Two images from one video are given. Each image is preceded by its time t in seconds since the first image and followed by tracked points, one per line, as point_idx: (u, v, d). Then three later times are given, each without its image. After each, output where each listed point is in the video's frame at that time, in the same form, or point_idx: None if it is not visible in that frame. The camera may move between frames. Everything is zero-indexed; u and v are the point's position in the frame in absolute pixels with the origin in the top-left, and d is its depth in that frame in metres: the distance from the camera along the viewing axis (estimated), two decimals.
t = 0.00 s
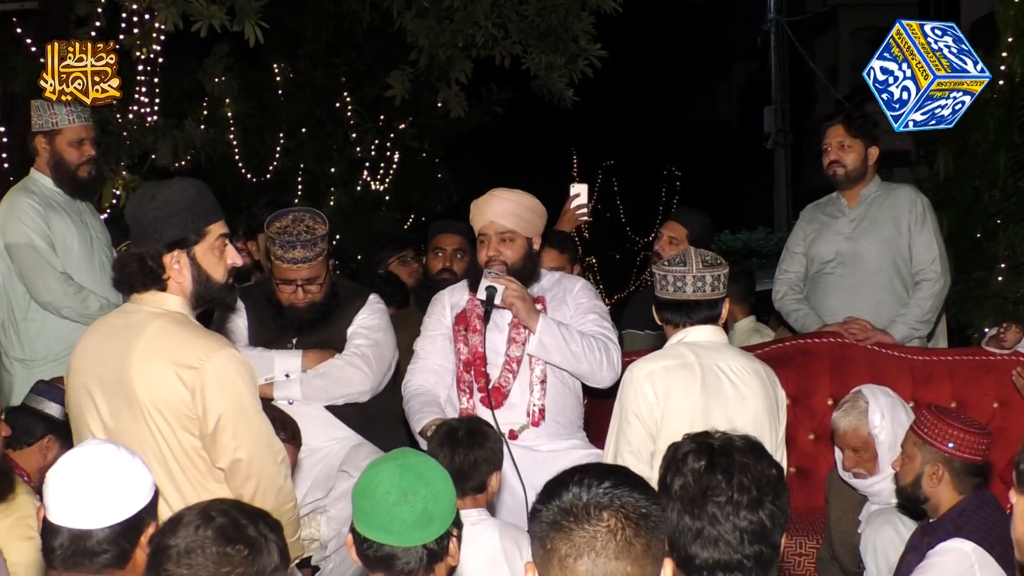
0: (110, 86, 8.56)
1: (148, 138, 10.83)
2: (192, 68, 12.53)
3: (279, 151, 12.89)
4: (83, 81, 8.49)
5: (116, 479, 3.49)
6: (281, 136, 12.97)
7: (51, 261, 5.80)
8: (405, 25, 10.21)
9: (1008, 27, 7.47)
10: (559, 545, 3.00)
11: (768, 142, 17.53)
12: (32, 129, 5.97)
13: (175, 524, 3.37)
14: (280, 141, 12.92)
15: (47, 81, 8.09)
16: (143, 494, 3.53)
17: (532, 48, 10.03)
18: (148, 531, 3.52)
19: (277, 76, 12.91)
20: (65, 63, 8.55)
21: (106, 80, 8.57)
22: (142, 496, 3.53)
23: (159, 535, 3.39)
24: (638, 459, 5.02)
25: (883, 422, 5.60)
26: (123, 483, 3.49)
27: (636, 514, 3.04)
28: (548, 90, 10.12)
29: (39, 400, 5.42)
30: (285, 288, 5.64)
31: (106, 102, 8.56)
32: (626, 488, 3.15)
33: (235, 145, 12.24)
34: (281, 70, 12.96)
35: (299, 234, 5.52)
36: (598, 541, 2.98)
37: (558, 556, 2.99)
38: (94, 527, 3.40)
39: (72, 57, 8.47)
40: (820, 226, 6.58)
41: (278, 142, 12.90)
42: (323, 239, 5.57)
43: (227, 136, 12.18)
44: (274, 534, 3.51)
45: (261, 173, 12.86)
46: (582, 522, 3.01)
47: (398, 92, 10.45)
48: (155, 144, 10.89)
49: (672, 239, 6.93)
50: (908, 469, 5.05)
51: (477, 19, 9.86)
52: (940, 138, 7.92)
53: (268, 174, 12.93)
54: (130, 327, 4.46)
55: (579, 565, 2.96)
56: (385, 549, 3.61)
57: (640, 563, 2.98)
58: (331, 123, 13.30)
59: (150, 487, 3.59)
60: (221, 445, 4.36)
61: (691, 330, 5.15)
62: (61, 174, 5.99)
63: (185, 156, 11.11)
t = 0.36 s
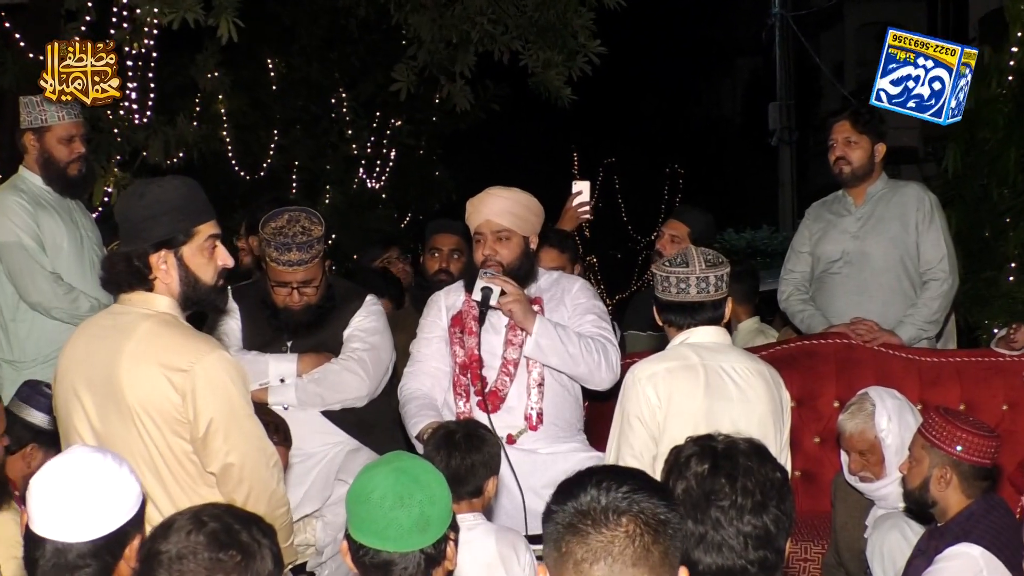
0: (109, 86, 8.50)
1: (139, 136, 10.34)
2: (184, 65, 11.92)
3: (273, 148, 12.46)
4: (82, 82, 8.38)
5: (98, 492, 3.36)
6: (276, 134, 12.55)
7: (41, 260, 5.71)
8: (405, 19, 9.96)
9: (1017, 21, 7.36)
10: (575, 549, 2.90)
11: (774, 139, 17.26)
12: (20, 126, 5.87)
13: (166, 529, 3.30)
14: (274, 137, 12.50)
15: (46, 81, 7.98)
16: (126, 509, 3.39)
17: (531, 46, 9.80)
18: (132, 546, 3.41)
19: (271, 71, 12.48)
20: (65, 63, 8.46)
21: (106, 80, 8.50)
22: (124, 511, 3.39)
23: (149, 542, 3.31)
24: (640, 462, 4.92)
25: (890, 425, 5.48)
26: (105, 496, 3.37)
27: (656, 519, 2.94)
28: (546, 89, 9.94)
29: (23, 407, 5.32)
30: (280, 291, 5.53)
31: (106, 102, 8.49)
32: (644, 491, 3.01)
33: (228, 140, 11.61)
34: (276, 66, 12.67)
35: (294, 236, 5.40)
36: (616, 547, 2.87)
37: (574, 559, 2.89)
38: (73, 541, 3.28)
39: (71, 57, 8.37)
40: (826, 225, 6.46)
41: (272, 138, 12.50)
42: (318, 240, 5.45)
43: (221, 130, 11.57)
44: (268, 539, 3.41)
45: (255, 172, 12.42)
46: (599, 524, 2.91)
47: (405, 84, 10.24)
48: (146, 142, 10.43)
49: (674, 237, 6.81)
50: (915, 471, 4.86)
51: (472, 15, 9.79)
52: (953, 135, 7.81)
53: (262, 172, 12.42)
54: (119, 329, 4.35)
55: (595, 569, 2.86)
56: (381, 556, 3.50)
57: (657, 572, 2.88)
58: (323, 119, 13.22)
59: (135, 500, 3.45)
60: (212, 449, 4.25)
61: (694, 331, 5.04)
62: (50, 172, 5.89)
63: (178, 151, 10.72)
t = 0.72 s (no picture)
0: (110, 86, 8.67)
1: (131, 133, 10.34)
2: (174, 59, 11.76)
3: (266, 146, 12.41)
4: (83, 82, 8.55)
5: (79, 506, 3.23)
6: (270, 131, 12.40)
7: (29, 261, 5.61)
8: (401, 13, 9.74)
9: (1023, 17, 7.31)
10: (598, 547, 2.80)
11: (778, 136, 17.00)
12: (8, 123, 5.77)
13: (157, 534, 3.20)
14: (268, 134, 12.41)
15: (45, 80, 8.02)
16: (106, 525, 3.27)
17: (531, 40, 9.74)
18: (120, 557, 3.32)
19: (266, 68, 12.29)
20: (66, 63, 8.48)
21: (106, 80, 8.67)
22: (106, 526, 3.27)
23: (141, 548, 3.21)
24: (643, 465, 4.81)
25: (896, 429, 5.37)
26: (86, 510, 3.24)
27: (681, 524, 2.83)
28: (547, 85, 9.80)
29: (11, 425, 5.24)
30: (275, 293, 5.43)
31: (105, 101, 8.72)
32: (673, 496, 2.92)
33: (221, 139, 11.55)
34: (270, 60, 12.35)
35: (289, 237, 5.28)
36: (640, 546, 2.77)
37: (596, 557, 2.79)
38: (52, 557, 3.16)
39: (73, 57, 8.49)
40: (832, 223, 6.34)
41: (266, 135, 12.43)
42: (314, 242, 5.34)
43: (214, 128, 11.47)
44: (262, 544, 3.31)
45: (249, 169, 12.65)
46: (626, 525, 2.81)
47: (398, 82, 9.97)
48: (138, 139, 10.44)
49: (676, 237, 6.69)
50: (922, 477, 4.74)
51: (471, 8, 9.46)
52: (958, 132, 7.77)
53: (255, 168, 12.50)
54: (105, 329, 4.24)
55: (616, 569, 2.75)
56: (375, 565, 3.39)
57: None
58: (316, 115, 12.66)
59: (118, 513, 3.32)
60: (200, 452, 4.14)
61: (699, 332, 4.92)
62: (39, 170, 5.79)
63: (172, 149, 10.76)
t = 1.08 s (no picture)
0: (110, 86, 8.69)
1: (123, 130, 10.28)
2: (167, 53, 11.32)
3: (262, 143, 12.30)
4: (83, 82, 8.56)
5: (79, 517, 3.12)
6: (263, 128, 12.32)
7: (18, 258, 5.51)
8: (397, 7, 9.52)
9: None
10: (607, 550, 2.69)
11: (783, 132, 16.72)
12: None
13: (153, 539, 3.12)
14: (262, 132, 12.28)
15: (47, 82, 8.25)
16: (105, 538, 3.15)
17: (531, 33, 9.40)
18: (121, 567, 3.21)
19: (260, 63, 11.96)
20: (65, 63, 8.45)
21: (106, 79, 8.68)
22: (103, 540, 3.15)
23: (135, 553, 3.14)
24: (646, 470, 4.71)
25: (904, 431, 5.26)
26: (87, 520, 3.13)
27: (691, 527, 2.71)
28: (549, 79, 9.54)
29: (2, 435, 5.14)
30: (270, 293, 5.31)
31: (105, 102, 8.73)
32: (682, 503, 2.81)
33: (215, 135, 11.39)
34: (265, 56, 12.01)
35: (286, 236, 5.17)
36: (648, 549, 2.66)
37: (604, 560, 2.68)
38: (53, 565, 3.06)
39: (72, 57, 8.42)
40: (837, 220, 6.25)
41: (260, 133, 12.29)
42: (310, 240, 5.22)
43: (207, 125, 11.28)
44: (260, 548, 3.23)
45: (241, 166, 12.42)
46: (634, 528, 2.70)
47: (386, 80, 9.72)
48: (130, 137, 10.37)
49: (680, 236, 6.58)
50: (930, 481, 4.62)
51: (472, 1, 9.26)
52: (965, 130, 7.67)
53: (247, 169, 12.41)
54: (95, 329, 4.14)
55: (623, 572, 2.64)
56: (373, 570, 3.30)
57: None
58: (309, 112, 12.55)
59: (118, 524, 3.21)
60: (189, 456, 4.03)
61: (705, 333, 4.83)
62: (29, 168, 5.71)
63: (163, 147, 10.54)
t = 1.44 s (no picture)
0: (110, 86, 8.70)
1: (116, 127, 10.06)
2: (164, 49, 11.20)
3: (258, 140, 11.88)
4: (83, 81, 8.60)
5: (68, 518, 3.01)
6: (259, 125, 11.97)
7: (8, 256, 5.41)
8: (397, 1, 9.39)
9: None
10: (582, 558, 2.90)
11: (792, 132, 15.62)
12: None
13: (151, 544, 3.06)
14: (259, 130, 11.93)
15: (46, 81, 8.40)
16: (97, 541, 3.04)
17: (533, 28, 9.29)
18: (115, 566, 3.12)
19: (257, 58, 11.96)
20: (66, 63, 8.50)
21: (106, 79, 8.70)
22: (94, 544, 3.04)
23: (132, 559, 3.07)
24: (651, 476, 4.64)
25: (913, 434, 5.15)
26: (77, 522, 3.02)
27: (662, 530, 2.94)
28: (550, 74, 9.41)
29: None
30: (267, 292, 5.21)
31: (105, 102, 8.70)
32: (649, 508, 3.05)
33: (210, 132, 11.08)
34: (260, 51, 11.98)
35: (283, 233, 5.08)
36: (622, 554, 2.88)
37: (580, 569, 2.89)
38: (46, 566, 2.96)
39: (73, 57, 8.50)
40: (845, 218, 6.15)
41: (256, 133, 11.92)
42: (308, 238, 5.13)
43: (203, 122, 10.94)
44: (258, 555, 3.15)
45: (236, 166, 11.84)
46: (608, 536, 2.91)
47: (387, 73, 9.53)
48: (123, 133, 10.13)
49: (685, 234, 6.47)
50: (940, 484, 4.48)
51: None
52: (977, 125, 8.16)
53: (244, 166, 11.81)
54: (91, 331, 4.05)
55: None
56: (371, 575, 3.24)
57: None
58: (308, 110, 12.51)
59: (111, 527, 3.10)
60: (186, 460, 3.92)
61: (711, 334, 4.76)
62: (20, 165, 5.63)
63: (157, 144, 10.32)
